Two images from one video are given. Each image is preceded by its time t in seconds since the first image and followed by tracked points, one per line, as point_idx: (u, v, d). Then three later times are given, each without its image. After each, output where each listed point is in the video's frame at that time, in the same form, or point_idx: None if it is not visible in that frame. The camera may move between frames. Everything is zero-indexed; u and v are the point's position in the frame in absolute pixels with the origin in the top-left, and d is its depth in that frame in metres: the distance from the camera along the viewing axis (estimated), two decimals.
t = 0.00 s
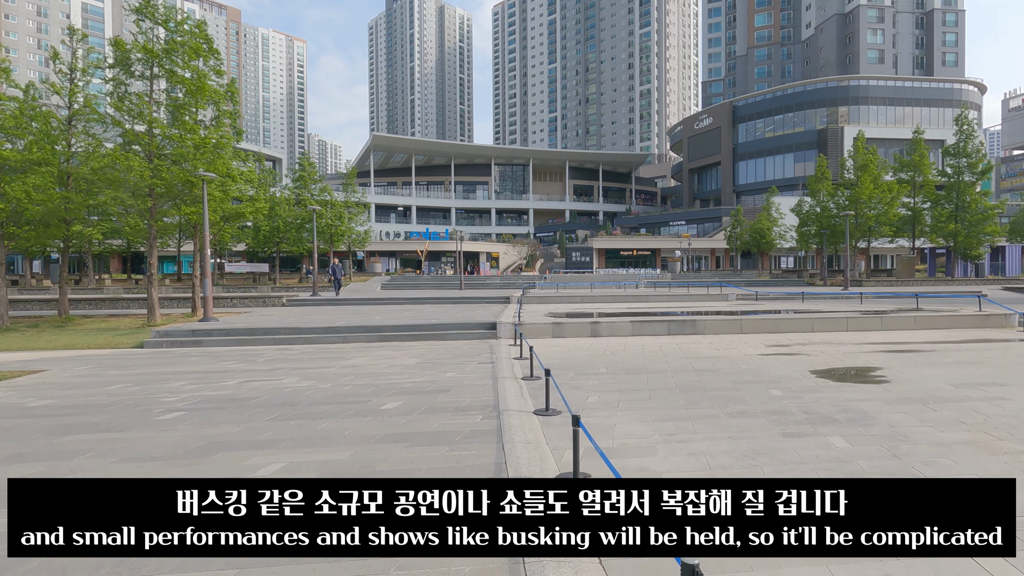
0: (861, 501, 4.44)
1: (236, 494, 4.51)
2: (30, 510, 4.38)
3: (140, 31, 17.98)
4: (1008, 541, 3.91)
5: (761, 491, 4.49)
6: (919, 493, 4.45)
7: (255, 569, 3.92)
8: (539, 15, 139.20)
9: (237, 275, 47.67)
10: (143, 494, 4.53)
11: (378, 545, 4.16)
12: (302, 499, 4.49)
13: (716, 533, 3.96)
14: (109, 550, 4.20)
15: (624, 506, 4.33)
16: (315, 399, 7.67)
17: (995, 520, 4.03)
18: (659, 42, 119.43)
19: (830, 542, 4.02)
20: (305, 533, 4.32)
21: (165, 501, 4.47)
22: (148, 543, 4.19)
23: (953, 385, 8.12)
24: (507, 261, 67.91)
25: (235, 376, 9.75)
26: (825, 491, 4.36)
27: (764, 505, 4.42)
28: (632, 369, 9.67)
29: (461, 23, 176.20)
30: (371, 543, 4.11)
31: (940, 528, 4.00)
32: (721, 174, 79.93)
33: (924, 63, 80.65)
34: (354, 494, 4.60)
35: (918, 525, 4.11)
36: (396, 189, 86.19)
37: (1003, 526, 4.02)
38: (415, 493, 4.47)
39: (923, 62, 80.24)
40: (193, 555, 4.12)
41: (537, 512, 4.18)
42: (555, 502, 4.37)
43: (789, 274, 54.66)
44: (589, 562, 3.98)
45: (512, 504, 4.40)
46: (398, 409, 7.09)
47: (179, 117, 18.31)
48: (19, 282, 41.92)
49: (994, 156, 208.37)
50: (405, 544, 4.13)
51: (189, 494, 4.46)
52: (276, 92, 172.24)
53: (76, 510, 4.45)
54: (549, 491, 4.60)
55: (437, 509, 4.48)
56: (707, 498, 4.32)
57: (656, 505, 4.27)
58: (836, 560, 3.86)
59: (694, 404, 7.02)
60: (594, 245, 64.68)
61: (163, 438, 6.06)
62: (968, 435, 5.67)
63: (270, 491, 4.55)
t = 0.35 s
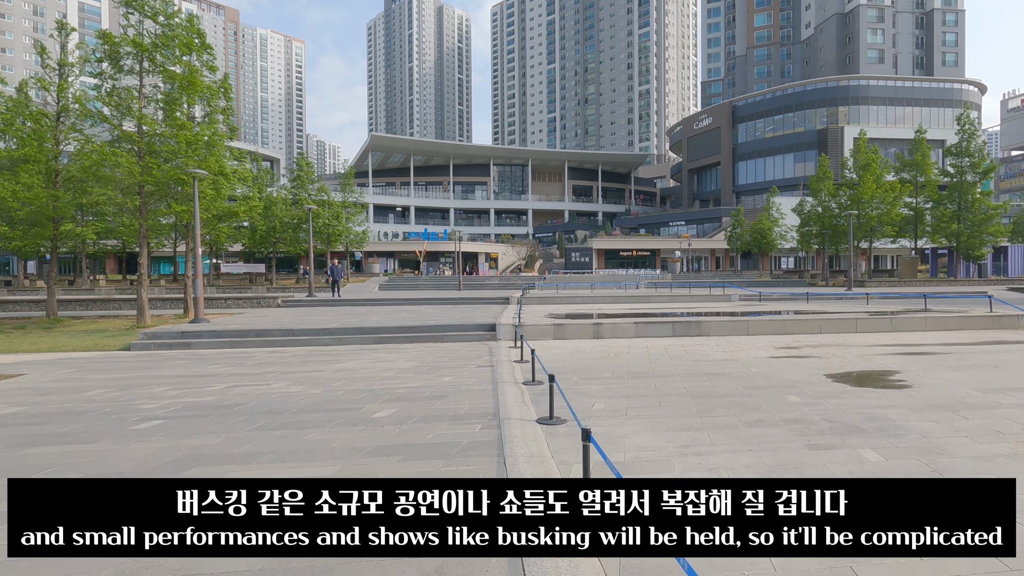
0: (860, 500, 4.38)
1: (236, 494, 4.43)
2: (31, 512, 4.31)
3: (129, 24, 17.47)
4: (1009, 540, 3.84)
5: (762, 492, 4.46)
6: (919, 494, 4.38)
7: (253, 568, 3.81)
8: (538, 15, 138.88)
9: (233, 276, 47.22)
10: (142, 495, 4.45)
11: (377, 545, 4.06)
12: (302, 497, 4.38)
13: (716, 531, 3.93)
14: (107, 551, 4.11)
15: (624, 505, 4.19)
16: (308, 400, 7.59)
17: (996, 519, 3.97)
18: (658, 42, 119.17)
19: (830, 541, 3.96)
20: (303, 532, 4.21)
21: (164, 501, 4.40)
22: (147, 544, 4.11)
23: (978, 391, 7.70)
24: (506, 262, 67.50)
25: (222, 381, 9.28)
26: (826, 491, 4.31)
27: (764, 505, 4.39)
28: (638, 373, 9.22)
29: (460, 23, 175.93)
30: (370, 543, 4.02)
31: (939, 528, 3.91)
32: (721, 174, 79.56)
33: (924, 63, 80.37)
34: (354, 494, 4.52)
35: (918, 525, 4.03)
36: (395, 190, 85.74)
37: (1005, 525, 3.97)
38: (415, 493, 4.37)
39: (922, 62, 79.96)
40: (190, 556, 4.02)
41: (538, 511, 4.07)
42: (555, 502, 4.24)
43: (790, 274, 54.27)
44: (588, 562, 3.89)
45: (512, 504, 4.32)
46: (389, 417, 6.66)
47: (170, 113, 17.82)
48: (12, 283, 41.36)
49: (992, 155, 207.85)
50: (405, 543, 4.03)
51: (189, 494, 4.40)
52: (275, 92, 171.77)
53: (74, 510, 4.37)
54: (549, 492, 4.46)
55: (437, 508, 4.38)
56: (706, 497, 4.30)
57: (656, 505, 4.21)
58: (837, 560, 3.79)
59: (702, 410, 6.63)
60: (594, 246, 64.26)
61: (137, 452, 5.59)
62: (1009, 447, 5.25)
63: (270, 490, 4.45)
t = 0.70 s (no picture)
0: (860, 501, 4.35)
1: (236, 493, 4.42)
2: (30, 510, 4.29)
3: (116, 16, 16.95)
4: (1008, 540, 3.85)
5: (761, 492, 4.43)
6: (919, 492, 4.36)
7: (256, 569, 3.80)
8: (535, 14, 138.44)
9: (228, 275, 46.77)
10: (141, 493, 4.44)
11: (377, 545, 4.04)
12: (302, 498, 4.37)
13: (715, 532, 3.93)
14: (108, 550, 4.10)
15: (623, 505, 4.24)
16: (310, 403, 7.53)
17: (995, 520, 3.97)
18: (656, 41, 118.78)
19: (829, 542, 3.96)
20: (304, 532, 4.21)
21: (164, 500, 4.39)
22: (148, 543, 4.11)
23: (1003, 397, 7.34)
24: (504, 261, 67.05)
25: (211, 385, 8.95)
26: (826, 491, 4.28)
27: (763, 505, 4.37)
28: (645, 378, 8.85)
29: (457, 22, 175.37)
30: (370, 543, 4.01)
31: (940, 528, 3.95)
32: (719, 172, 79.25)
33: (923, 61, 80.12)
34: (354, 494, 4.51)
35: (919, 525, 4.03)
36: (392, 189, 85.18)
37: (1003, 525, 3.97)
38: (416, 493, 4.37)
39: (921, 60, 79.70)
40: (190, 556, 4.03)
41: (538, 511, 4.08)
42: (555, 502, 4.28)
43: (789, 274, 53.92)
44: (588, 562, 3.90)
45: (512, 504, 4.30)
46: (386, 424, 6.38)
47: (159, 109, 17.29)
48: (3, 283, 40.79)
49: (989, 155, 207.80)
50: (405, 543, 4.02)
51: (189, 494, 4.38)
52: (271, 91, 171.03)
53: (75, 509, 4.37)
54: (548, 491, 4.48)
55: (437, 508, 4.38)
56: (706, 497, 4.30)
57: (656, 504, 4.24)
58: (838, 559, 3.80)
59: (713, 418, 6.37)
60: (592, 245, 63.85)
61: (113, 467, 5.22)
62: None
63: (270, 490, 4.45)
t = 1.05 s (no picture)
0: (859, 501, 4.23)
1: (236, 493, 4.28)
2: (31, 511, 4.16)
3: (105, 6, 16.43)
4: (1009, 541, 3.65)
5: (760, 492, 4.28)
6: (926, 493, 4.25)
7: (253, 567, 3.67)
8: (534, 12, 137.80)
9: (224, 275, 46.32)
10: (142, 495, 4.32)
11: (378, 545, 3.91)
12: (301, 498, 4.23)
13: (715, 532, 3.73)
14: (108, 551, 3.96)
15: (622, 506, 3.94)
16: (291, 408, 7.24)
17: (995, 520, 3.81)
18: (655, 40, 118.38)
19: (828, 542, 3.78)
20: (304, 532, 4.05)
21: (165, 502, 4.27)
22: (148, 544, 3.95)
23: None
24: (503, 261, 66.67)
25: (201, 390, 8.57)
26: (825, 490, 4.16)
27: (763, 505, 4.21)
28: (655, 382, 8.44)
29: (455, 20, 174.82)
30: (370, 543, 3.87)
31: (938, 528, 3.81)
32: (719, 171, 78.88)
33: (922, 59, 79.79)
34: (355, 494, 4.36)
35: (917, 526, 3.89)
36: (390, 187, 84.65)
37: (1003, 525, 3.81)
38: (415, 492, 4.24)
39: (921, 58, 79.33)
40: (192, 556, 3.88)
41: (537, 510, 3.94)
42: (555, 502, 4.11)
43: (790, 273, 53.61)
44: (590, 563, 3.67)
45: (512, 504, 4.15)
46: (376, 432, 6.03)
47: (149, 103, 16.78)
48: None
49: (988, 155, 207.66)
50: (405, 542, 3.88)
51: (189, 494, 4.24)
52: (268, 90, 170.39)
53: (75, 510, 4.22)
54: (548, 491, 4.35)
55: (437, 509, 4.23)
56: (706, 496, 4.09)
57: (656, 504, 3.87)
58: (835, 560, 3.61)
59: (728, 424, 6.03)
60: (592, 243, 63.46)
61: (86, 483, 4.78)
62: None
63: (269, 490, 4.30)
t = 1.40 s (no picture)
0: (860, 501, 3.99)
1: (237, 493, 4.02)
2: (29, 506, 3.97)
3: None
4: (1011, 541, 3.52)
5: (761, 490, 4.02)
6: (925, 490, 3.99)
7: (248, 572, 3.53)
8: (531, 10, 137.12)
9: (219, 275, 45.80)
10: (143, 490, 4.05)
11: (377, 546, 3.72)
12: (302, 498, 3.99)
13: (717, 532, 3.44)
14: (107, 551, 3.78)
15: (624, 505, 3.81)
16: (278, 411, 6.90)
17: (996, 519, 3.63)
18: (652, 39, 118.16)
19: (829, 542, 3.61)
20: (303, 533, 3.87)
21: (162, 499, 4.01)
22: (148, 544, 3.74)
23: None
24: (501, 260, 66.29)
25: (187, 393, 8.15)
26: (827, 490, 3.90)
27: (763, 504, 3.96)
28: (663, 385, 8.03)
29: (453, 19, 174.53)
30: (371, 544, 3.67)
31: (939, 528, 3.59)
32: (717, 169, 78.59)
33: (920, 57, 79.62)
34: (355, 493, 4.10)
35: (917, 525, 3.68)
36: (387, 186, 84.14)
37: (1005, 526, 3.63)
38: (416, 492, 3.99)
39: (919, 57, 79.08)
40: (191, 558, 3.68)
41: (537, 511, 3.74)
42: (555, 501, 3.92)
43: (790, 271, 53.34)
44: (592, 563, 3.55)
45: (512, 504, 3.93)
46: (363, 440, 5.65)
47: (136, 96, 16.29)
48: None
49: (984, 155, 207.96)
50: (405, 543, 3.69)
51: (190, 492, 3.97)
52: (265, 89, 169.69)
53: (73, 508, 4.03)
54: (548, 491, 4.17)
55: (437, 508, 4.00)
56: (707, 496, 3.80)
57: (657, 505, 3.66)
58: (833, 561, 3.49)
59: (743, 430, 5.69)
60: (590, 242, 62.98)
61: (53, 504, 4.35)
62: None
63: (270, 489, 4.05)
